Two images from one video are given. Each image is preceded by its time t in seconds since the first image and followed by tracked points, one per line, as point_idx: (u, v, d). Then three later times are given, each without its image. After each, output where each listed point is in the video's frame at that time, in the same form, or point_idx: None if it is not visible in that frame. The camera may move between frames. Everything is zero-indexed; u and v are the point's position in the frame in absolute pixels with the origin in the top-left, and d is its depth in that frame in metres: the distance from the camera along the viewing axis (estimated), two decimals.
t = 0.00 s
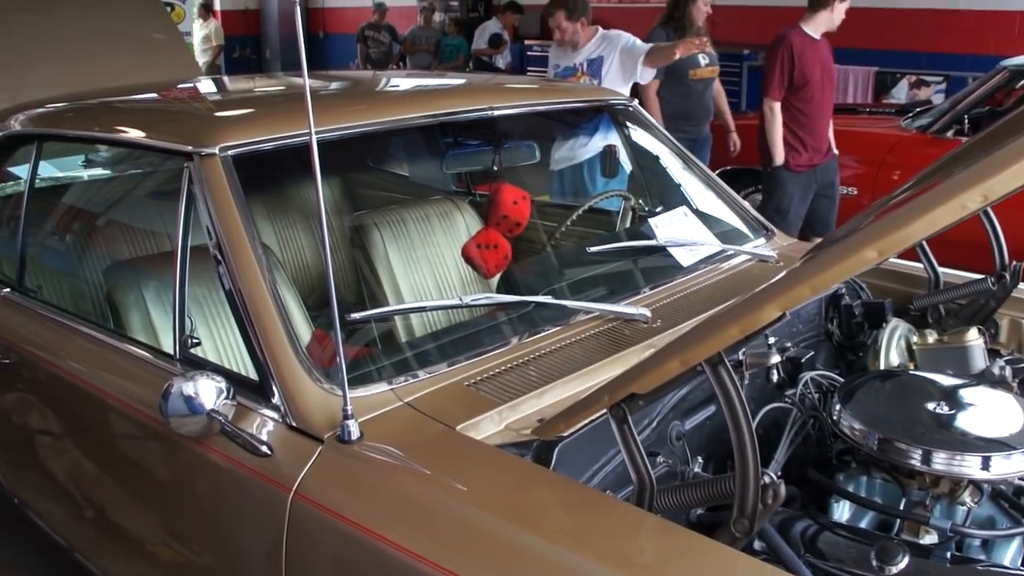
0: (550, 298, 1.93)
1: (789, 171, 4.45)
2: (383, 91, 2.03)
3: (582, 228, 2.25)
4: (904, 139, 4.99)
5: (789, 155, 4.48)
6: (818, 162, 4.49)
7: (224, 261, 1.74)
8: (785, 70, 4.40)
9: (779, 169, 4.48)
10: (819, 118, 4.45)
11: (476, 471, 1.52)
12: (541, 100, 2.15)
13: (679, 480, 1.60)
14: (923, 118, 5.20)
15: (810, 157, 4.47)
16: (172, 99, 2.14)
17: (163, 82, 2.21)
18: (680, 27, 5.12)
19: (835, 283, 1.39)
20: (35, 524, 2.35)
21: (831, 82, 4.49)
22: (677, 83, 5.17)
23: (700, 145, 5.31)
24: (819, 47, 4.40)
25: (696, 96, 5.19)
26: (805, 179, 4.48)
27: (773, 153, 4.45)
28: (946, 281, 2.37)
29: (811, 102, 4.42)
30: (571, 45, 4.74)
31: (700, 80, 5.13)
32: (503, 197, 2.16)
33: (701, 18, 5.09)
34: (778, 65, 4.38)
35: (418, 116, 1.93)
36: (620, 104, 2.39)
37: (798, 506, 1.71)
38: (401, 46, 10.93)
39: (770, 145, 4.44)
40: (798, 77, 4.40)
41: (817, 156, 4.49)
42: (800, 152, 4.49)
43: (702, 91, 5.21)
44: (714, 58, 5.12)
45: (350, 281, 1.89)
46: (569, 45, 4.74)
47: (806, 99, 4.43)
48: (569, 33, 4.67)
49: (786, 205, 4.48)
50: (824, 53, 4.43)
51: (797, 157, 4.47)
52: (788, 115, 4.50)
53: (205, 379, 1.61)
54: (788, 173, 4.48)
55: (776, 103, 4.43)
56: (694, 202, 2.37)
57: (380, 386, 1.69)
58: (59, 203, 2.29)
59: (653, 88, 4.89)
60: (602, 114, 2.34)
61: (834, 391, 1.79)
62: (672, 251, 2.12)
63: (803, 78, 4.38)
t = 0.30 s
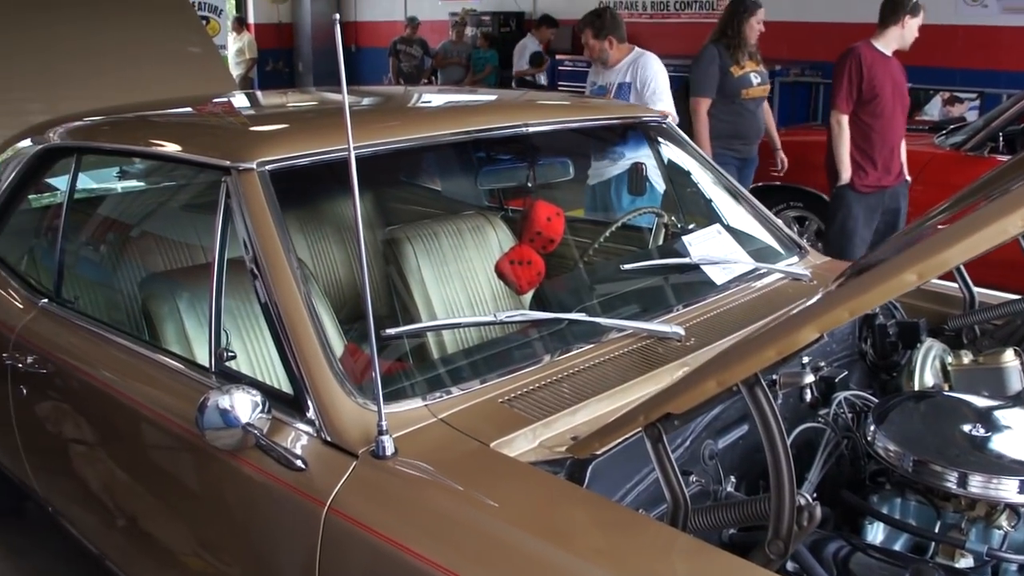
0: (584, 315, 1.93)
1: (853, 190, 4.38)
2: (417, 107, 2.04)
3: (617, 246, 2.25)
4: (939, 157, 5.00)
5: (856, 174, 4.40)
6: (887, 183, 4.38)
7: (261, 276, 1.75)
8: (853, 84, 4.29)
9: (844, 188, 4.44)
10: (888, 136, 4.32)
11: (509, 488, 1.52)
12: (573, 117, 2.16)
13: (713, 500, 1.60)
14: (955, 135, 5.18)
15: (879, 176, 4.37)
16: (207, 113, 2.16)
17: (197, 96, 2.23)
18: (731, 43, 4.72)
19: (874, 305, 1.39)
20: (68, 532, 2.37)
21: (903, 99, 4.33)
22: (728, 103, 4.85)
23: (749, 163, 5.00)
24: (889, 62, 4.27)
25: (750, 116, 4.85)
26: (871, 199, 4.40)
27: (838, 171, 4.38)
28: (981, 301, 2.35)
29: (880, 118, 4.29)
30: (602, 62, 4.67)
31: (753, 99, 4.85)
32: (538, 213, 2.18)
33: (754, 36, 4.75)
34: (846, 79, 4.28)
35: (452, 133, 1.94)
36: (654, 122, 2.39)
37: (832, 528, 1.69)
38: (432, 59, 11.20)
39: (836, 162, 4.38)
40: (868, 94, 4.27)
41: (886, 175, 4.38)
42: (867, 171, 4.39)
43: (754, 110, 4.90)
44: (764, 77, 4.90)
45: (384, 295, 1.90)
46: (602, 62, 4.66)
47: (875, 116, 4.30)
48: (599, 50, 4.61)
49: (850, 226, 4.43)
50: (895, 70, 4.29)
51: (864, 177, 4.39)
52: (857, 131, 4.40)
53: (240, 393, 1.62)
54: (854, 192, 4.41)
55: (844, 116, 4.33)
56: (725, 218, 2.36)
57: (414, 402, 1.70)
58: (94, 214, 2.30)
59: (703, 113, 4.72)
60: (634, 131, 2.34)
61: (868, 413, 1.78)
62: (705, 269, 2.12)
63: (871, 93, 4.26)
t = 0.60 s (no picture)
0: (613, 333, 1.94)
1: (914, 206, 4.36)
2: (446, 123, 2.05)
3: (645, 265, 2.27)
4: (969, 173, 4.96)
5: (918, 190, 4.39)
6: (948, 202, 4.38)
7: (292, 291, 1.77)
8: (915, 100, 4.26)
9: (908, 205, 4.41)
10: (949, 154, 4.31)
11: (537, 505, 1.51)
12: (601, 134, 2.16)
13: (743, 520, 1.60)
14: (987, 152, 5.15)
15: (941, 195, 4.36)
16: (238, 128, 2.18)
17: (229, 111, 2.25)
18: (779, 60, 4.53)
19: (906, 327, 1.38)
20: (97, 542, 2.40)
21: (965, 116, 4.31)
22: (778, 123, 4.63)
23: (797, 185, 4.78)
24: (952, 79, 4.24)
25: (801, 137, 4.65)
26: (935, 217, 4.39)
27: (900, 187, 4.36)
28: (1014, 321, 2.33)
29: (942, 135, 4.27)
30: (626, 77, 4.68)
31: (803, 119, 4.64)
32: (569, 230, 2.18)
33: (803, 53, 4.57)
34: (907, 95, 4.25)
35: (480, 150, 1.94)
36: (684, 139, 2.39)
37: (863, 549, 1.67)
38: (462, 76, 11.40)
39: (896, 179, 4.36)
40: (931, 110, 4.25)
41: (948, 194, 4.37)
42: (928, 187, 4.38)
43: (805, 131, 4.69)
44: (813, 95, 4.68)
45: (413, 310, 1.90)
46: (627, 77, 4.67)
47: (937, 132, 4.29)
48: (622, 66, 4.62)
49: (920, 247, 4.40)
50: (958, 87, 4.27)
51: (927, 193, 4.37)
52: (917, 146, 4.36)
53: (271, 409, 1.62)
54: (917, 209, 4.39)
55: (904, 132, 4.26)
56: (753, 234, 2.36)
57: (444, 419, 1.71)
58: (126, 225, 2.34)
59: (751, 133, 4.53)
60: (664, 147, 2.35)
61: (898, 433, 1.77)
62: (735, 287, 2.12)
63: (933, 109, 4.24)
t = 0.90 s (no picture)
0: (641, 348, 1.94)
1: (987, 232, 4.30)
2: (473, 138, 2.06)
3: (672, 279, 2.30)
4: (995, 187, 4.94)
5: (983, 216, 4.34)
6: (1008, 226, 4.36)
7: (323, 305, 1.78)
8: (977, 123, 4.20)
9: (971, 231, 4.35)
10: (1009, 177, 4.28)
11: (564, 520, 1.51)
12: (628, 149, 2.16)
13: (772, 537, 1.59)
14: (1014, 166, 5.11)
15: (1003, 219, 4.32)
16: (266, 142, 2.20)
17: (257, 125, 2.27)
18: (825, 74, 4.32)
19: (940, 347, 1.38)
20: (123, 551, 2.41)
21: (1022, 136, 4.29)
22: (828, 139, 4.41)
23: (849, 204, 4.52)
24: (1008, 99, 4.21)
25: (851, 152, 4.43)
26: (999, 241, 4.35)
27: (966, 216, 4.28)
28: None
29: (1004, 158, 4.23)
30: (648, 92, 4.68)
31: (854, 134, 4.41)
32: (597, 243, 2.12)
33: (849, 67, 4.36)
34: (972, 119, 4.17)
35: (507, 165, 1.95)
36: (712, 155, 2.39)
37: (892, 568, 1.66)
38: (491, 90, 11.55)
39: (963, 207, 4.28)
40: (991, 134, 4.20)
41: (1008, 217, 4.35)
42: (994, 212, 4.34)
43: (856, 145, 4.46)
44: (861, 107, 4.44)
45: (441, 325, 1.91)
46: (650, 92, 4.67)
47: (997, 155, 4.24)
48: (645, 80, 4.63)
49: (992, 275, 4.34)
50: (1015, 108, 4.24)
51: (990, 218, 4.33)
52: (977, 171, 4.31)
53: (301, 422, 1.63)
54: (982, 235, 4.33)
55: (966, 158, 4.21)
56: (780, 248, 2.36)
57: (473, 434, 1.71)
58: (154, 236, 2.36)
59: (802, 150, 4.32)
60: (692, 162, 2.35)
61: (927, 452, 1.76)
62: (763, 303, 2.12)
63: (996, 134, 4.19)
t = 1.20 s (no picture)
0: (665, 364, 1.95)
1: None
2: (496, 153, 2.07)
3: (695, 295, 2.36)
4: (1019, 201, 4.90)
5: None
6: None
7: (349, 318, 1.79)
8: None
9: None
10: None
11: (588, 536, 1.51)
12: (651, 164, 2.16)
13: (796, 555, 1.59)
14: None
15: None
16: (291, 155, 2.22)
17: (282, 138, 2.29)
18: (876, 92, 4.31)
19: (969, 366, 1.38)
20: (146, 561, 2.43)
21: None
22: (877, 159, 4.39)
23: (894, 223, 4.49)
24: None
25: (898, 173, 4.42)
26: None
27: None
28: None
29: None
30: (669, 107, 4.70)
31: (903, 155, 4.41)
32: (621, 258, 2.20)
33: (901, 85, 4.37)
34: None
35: (531, 180, 1.95)
36: (737, 171, 2.39)
37: None
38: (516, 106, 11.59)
39: None
40: None
41: None
42: None
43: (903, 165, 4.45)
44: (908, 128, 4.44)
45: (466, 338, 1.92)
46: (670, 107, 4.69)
47: None
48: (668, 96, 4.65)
49: None
50: None
51: None
52: None
53: (326, 434, 1.63)
54: None
55: None
56: (802, 263, 2.36)
57: (497, 448, 1.72)
58: (179, 247, 2.38)
59: (853, 169, 4.30)
60: (716, 177, 2.35)
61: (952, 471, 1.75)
62: (788, 318, 2.12)
63: None
